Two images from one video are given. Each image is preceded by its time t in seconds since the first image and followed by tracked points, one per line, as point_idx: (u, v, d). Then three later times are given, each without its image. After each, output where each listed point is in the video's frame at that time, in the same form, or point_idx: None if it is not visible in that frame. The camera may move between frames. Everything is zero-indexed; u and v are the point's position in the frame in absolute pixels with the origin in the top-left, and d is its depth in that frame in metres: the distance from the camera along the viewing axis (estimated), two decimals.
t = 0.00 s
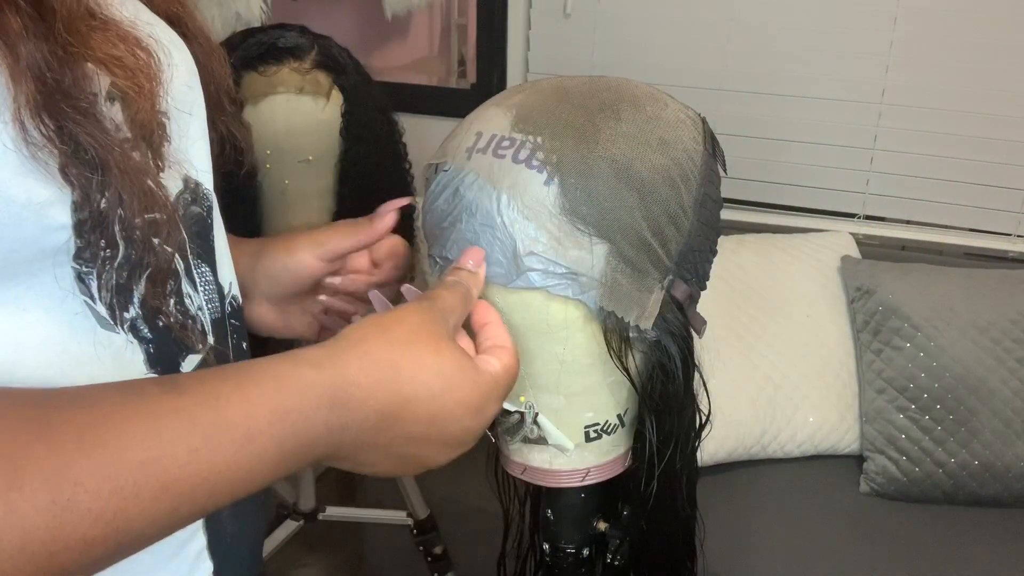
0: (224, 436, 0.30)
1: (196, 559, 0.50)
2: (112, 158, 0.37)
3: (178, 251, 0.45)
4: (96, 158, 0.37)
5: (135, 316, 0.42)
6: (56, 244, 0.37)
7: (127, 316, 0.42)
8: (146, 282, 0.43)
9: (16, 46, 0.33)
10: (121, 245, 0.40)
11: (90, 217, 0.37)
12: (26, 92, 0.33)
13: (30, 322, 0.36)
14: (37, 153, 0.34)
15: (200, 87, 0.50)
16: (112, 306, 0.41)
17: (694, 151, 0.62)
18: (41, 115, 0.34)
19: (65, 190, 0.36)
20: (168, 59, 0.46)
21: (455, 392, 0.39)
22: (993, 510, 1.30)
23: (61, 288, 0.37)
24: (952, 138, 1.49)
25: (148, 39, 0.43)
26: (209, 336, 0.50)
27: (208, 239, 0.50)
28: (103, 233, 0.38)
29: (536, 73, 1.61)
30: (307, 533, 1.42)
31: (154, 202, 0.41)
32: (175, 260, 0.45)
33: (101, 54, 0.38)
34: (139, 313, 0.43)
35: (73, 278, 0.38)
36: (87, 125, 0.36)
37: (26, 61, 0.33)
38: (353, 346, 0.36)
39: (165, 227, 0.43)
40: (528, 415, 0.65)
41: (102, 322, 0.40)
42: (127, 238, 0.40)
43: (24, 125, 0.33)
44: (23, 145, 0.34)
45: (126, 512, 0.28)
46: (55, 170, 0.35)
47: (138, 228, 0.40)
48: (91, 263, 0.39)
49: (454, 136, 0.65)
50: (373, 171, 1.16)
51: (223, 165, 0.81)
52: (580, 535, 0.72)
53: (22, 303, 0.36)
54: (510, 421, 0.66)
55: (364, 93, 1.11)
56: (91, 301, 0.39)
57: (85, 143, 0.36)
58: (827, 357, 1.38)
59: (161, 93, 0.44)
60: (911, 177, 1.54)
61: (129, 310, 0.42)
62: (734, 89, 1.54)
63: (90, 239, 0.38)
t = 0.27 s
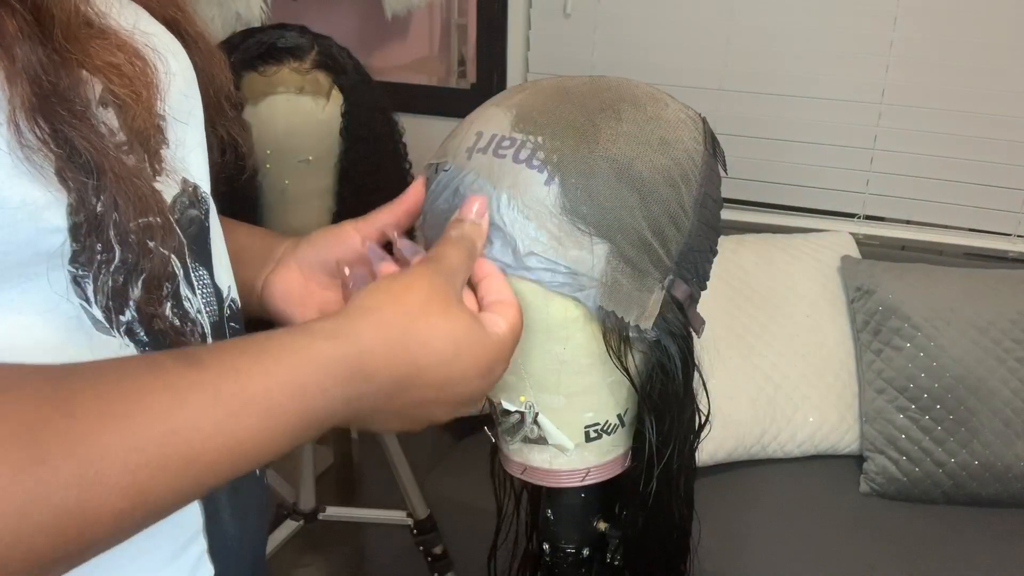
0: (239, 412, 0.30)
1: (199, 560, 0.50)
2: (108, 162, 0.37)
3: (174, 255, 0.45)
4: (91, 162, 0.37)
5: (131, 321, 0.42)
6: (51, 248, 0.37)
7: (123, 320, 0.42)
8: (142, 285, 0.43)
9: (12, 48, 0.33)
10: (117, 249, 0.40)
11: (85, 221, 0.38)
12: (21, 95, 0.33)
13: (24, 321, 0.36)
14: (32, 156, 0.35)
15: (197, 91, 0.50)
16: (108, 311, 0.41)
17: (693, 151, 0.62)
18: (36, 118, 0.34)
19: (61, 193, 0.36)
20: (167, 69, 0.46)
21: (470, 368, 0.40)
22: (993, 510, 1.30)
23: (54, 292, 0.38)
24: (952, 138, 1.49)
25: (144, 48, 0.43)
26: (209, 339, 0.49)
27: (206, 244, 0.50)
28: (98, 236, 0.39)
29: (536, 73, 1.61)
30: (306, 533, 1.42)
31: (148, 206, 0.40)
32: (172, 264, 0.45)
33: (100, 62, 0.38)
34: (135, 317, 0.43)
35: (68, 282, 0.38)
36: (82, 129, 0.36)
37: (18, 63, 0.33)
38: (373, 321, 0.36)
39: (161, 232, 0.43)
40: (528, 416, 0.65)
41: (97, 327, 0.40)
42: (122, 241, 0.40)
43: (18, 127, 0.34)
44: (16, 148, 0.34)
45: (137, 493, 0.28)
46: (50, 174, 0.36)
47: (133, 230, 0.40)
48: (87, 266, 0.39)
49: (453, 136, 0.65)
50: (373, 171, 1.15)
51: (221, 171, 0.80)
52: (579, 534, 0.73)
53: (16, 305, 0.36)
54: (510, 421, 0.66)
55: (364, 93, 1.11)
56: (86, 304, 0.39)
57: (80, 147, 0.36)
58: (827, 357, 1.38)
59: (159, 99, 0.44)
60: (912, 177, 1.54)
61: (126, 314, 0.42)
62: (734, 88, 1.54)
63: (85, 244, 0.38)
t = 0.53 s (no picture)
0: (218, 399, 0.30)
1: (199, 560, 0.50)
2: (108, 164, 0.37)
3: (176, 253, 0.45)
4: (91, 163, 0.36)
5: (131, 319, 0.42)
6: (50, 245, 0.37)
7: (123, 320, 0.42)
8: (142, 287, 0.42)
9: (12, 50, 0.33)
10: (117, 248, 0.39)
11: (84, 220, 0.37)
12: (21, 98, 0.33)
13: (18, 319, 0.37)
14: (31, 157, 0.35)
15: (203, 92, 0.50)
16: (108, 308, 0.40)
17: (693, 150, 0.62)
18: (36, 119, 0.34)
19: (59, 193, 0.36)
20: (175, 71, 0.46)
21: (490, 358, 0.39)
22: (993, 510, 1.30)
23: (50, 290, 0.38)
24: (953, 138, 1.49)
25: (155, 53, 0.43)
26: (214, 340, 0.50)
27: (209, 244, 0.50)
28: (98, 235, 0.38)
29: (536, 73, 1.61)
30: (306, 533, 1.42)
31: (148, 207, 0.40)
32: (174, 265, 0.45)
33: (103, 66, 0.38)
34: (135, 317, 0.42)
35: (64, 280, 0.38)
36: (83, 130, 0.36)
37: (21, 66, 0.33)
38: (402, 291, 0.35)
39: (163, 234, 0.42)
40: (528, 415, 0.65)
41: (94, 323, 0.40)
42: (123, 241, 0.40)
43: (18, 129, 0.34)
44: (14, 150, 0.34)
45: (124, 473, 0.28)
46: (49, 174, 0.36)
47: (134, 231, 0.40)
48: (86, 264, 0.39)
49: (453, 136, 0.65)
50: (373, 171, 1.15)
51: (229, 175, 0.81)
52: (579, 534, 0.73)
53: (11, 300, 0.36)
54: (510, 421, 0.67)
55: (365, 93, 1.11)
56: (85, 301, 0.39)
57: (80, 148, 0.36)
58: (827, 357, 1.38)
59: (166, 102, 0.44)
60: (912, 177, 1.54)
61: (126, 313, 0.42)
62: (734, 89, 1.54)
63: (84, 242, 0.38)
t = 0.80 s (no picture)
0: (314, 382, 0.28)
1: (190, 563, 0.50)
2: (115, 163, 0.38)
3: (181, 253, 0.45)
4: (101, 161, 0.37)
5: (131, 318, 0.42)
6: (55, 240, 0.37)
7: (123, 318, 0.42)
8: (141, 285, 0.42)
9: (31, 46, 0.33)
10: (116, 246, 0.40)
11: (91, 217, 0.38)
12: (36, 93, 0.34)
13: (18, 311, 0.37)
14: (43, 151, 0.35)
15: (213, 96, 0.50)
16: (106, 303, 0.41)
17: (699, 151, 0.62)
18: (50, 115, 0.35)
19: (68, 190, 0.36)
20: (182, 75, 0.46)
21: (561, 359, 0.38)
22: (993, 509, 1.31)
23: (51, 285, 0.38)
24: (952, 138, 1.49)
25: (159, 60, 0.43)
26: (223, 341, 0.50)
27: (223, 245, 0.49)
28: (101, 233, 0.39)
29: (536, 73, 1.61)
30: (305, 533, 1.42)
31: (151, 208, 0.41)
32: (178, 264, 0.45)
33: (112, 70, 0.39)
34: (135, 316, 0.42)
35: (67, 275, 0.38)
36: (93, 129, 0.36)
37: (39, 62, 0.34)
38: (516, 288, 0.34)
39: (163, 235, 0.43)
40: (531, 413, 0.66)
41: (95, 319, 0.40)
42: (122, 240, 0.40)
43: (33, 124, 0.34)
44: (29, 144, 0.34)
45: (201, 455, 0.26)
46: (59, 169, 0.36)
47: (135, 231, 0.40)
48: (86, 260, 0.39)
49: (458, 135, 0.65)
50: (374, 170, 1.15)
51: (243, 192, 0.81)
52: (580, 534, 0.73)
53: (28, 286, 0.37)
54: (511, 419, 0.67)
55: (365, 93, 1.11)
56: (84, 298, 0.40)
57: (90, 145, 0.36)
58: (828, 357, 1.38)
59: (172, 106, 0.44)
60: (911, 177, 1.54)
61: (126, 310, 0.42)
62: (734, 89, 1.54)
63: (87, 239, 0.38)
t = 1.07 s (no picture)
0: (323, 359, 0.28)
1: (204, 554, 0.49)
2: (160, 156, 0.39)
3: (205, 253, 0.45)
4: (147, 154, 0.38)
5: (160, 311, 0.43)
6: (100, 226, 0.38)
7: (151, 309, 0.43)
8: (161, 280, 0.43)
9: (93, 39, 0.35)
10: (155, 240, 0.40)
11: (134, 207, 0.39)
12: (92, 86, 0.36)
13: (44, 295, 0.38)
14: (94, 138, 0.37)
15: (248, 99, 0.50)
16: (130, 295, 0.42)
17: (699, 149, 0.62)
18: (105, 105, 0.36)
19: (115, 177, 0.38)
20: (221, 73, 0.45)
21: (585, 325, 0.38)
22: (993, 509, 1.30)
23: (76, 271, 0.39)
24: (952, 138, 1.49)
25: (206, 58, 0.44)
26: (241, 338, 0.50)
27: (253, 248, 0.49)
28: (142, 223, 0.40)
29: (536, 73, 1.61)
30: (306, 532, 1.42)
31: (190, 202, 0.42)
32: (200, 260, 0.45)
33: (167, 67, 0.39)
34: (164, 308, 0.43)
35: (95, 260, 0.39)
36: (143, 124, 0.38)
37: (98, 52, 0.36)
38: (530, 260, 0.34)
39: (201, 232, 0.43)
40: (529, 414, 0.66)
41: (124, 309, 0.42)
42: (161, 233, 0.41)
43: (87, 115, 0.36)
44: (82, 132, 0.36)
45: (203, 436, 0.27)
46: (107, 158, 0.37)
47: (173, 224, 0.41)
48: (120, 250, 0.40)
49: (457, 133, 0.64)
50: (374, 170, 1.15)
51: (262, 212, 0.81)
52: (580, 534, 0.74)
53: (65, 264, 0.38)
54: (510, 419, 0.67)
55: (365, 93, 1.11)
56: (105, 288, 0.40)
57: (137, 136, 0.38)
58: (828, 358, 1.38)
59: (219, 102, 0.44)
60: (912, 177, 1.54)
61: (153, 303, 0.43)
62: (733, 89, 1.54)
63: (129, 228, 0.39)
